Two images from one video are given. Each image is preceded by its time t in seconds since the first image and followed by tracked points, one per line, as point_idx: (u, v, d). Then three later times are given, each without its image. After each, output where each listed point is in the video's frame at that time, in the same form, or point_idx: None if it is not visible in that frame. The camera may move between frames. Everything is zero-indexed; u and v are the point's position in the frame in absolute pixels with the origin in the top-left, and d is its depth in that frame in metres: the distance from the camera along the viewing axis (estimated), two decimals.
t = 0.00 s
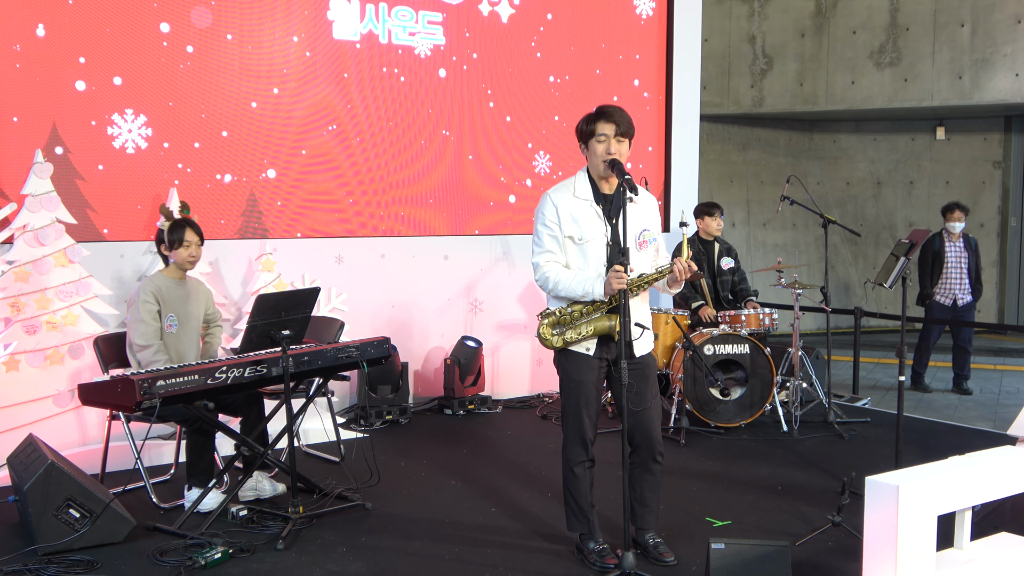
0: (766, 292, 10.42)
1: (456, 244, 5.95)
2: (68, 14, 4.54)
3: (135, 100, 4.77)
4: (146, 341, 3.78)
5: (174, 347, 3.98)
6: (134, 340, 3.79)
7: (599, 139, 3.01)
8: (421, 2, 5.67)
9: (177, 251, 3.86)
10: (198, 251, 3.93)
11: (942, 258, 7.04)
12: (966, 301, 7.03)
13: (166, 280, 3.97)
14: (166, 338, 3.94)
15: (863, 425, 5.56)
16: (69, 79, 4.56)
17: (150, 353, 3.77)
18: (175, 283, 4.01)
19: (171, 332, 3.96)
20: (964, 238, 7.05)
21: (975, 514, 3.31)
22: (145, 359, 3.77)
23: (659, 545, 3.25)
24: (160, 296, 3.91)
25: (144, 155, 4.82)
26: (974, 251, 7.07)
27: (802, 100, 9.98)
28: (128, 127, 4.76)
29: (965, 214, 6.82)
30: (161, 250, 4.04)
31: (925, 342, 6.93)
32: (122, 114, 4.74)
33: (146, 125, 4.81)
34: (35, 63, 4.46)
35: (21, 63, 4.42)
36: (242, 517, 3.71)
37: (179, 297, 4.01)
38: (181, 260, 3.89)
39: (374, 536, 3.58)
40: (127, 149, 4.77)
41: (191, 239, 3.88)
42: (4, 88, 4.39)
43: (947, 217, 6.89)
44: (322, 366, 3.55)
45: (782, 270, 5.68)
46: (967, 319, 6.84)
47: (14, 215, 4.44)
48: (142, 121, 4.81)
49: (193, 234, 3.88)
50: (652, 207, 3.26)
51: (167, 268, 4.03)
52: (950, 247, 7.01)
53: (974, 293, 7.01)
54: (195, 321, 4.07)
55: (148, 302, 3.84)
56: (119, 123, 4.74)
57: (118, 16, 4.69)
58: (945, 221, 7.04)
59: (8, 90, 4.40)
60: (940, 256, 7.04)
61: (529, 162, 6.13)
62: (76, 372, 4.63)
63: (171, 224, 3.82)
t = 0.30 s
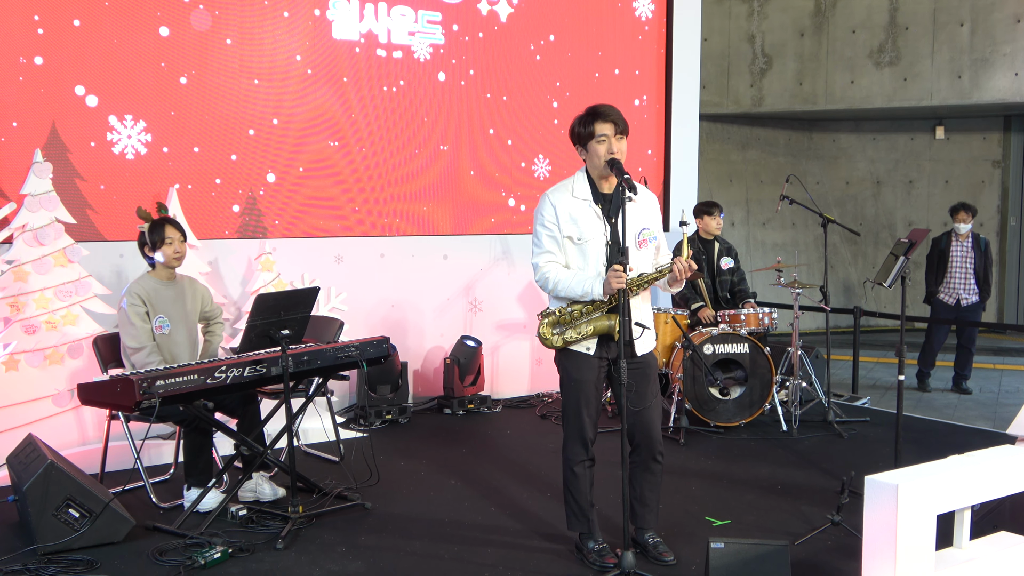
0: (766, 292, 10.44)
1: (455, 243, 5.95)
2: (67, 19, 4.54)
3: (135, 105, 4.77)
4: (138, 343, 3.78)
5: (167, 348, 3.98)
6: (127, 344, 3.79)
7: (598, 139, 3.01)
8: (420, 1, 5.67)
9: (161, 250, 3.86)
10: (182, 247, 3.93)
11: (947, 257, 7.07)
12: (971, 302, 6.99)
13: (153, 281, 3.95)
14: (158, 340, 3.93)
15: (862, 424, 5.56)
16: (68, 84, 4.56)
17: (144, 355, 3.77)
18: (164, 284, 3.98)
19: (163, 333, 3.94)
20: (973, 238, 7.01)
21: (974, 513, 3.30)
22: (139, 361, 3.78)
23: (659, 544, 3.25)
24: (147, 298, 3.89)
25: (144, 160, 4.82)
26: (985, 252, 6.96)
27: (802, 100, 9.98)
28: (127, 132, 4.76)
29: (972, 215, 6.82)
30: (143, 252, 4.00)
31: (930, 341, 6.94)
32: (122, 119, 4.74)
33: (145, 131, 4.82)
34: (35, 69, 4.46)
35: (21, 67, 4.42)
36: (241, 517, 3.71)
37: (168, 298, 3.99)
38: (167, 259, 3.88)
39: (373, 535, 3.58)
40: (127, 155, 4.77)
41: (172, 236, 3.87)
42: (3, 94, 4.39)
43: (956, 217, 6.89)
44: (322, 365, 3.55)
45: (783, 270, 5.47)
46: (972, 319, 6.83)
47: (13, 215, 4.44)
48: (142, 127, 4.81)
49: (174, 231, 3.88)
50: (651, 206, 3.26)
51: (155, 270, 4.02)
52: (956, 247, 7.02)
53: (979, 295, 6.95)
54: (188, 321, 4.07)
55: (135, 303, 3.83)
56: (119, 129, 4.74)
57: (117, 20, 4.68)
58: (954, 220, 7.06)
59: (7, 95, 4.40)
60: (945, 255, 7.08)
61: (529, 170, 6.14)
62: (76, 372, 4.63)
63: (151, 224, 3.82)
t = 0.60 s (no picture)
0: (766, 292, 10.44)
1: (455, 243, 5.95)
2: (66, 25, 4.54)
3: (134, 109, 4.77)
4: (138, 341, 3.79)
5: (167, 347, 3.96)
6: (127, 345, 3.78)
7: (595, 139, 3.01)
8: (419, 1, 5.67)
9: (154, 250, 3.86)
10: (174, 245, 3.93)
11: (946, 256, 7.09)
12: (968, 301, 6.98)
13: (149, 281, 3.95)
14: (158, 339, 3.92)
15: (862, 423, 5.56)
16: (67, 90, 4.56)
17: (145, 353, 3.78)
18: (159, 284, 3.98)
19: (162, 332, 3.92)
20: (975, 238, 6.98)
21: (973, 512, 3.28)
22: (141, 360, 3.78)
23: (658, 543, 3.25)
24: (143, 299, 3.88)
25: (144, 166, 4.82)
26: (987, 251, 6.88)
27: (801, 99, 9.98)
28: (127, 138, 4.76)
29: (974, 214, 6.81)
30: (136, 255, 3.99)
31: (932, 342, 6.96)
32: (121, 125, 4.74)
33: (145, 136, 4.81)
34: (34, 75, 4.46)
35: (20, 72, 4.43)
36: (241, 517, 3.71)
37: (163, 298, 3.98)
38: (159, 259, 3.88)
39: (373, 535, 3.58)
40: (127, 161, 4.77)
41: (163, 235, 3.87)
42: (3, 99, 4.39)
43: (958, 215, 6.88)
44: (321, 365, 3.55)
45: (781, 268, 5.56)
46: (971, 318, 6.82)
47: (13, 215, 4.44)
48: (141, 132, 4.81)
49: (165, 230, 3.88)
50: (649, 206, 3.26)
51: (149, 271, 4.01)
52: (956, 245, 7.03)
53: (977, 294, 6.92)
54: (183, 320, 4.07)
55: (131, 303, 3.82)
56: (119, 135, 4.74)
57: (116, 25, 4.68)
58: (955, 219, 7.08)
59: (6, 100, 4.40)
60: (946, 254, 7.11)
61: (530, 175, 6.15)
62: (75, 372, 4.62)
63: (141, 225, 3.82)
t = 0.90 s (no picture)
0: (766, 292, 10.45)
1: (455, 243, 5.95)
2: (66, 31, 4.55)
3: (134, 116, 4.78)
4: (141, 340, 3.79)
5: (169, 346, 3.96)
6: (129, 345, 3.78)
7: (594, 139, 3.01)
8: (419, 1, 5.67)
9: (156, 250, 3.86)
10: (176, 245, 3.92)
11: (942, 254, 7.10)
12: (962, 300, 6.98)
13: (150, 282, 3.96)
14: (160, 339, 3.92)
15: (861, 422, 5.56)
16: (67, 96, 4.57)
17: (149, 353, 3.78)
18: (160, 284, 3.98)
19: (164, 331, 3.92)
20: (970, 237, 6.95)
21: (973, 510, 3.26)
22: (144, 360, 3.79)
23: (658, 543, 3.25)
24: (144, 298, 3.88)
25: (144, 173, 4.83)
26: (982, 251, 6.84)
27: (801, 98, 9.97)
28: (127, 145, 4.77)
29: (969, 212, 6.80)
30: (138, 254, 4.00)
31: (932, 342, 7.00)
32: (121, 132, 4.75)
33: (145, 143, 4.82)
34: (35, 81, 4.47)
35: (20, 77, 4.43)
36: (240, 517, 3.71)
37: (164, 298, 3.98)
38: (160, 258, 3.88)
39: (373, 535, 3.58)
40: (126, 167, 4.77)
41: (165, 235, 3.87)
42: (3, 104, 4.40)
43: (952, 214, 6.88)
44: (321, 365, 3.56)
45: (780, 268, 5.58)
46: (967, 318, 6.81)
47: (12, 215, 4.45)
48: (141, 139, 4.81)
49: (167, 230, 3.88)
50: (647, 205, 3.27)
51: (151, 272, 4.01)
52: (952, 244, 7.03)
53: (970, 294, 6.91)
54: (183, 320, 4.07)
55: (134, 302, 3.82)
56: (119, 141, 4.74)
57: (116, 31, 4.69)
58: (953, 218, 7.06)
59: (7, 107, 4.41)
60: (941, 252, 7.12)
61: (529, 179, 6.16)
62: (75, 372, 4.62)
63: (143, 225, 3.82)
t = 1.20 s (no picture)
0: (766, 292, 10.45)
1: (454, 243, 5.96)
2: (66, 37, 4.55)
3: (134, 122, 4.79)
4: (142, 340, 3.79)
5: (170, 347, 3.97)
6: (130, 344, 3.79)
7: (594, 138, 3.01)
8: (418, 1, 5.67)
9: (159, 250, 3.86)
10: (179, 246, 3.93)
11: (934, 253, 7.11)
12: (956, 298, 6.97)
13: (153, 281, 3.96)
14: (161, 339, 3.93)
15: (861, 421, 5.57)
16: (68, 102, 4.58)
17: (150, 353, 3.79)
18: (162, 284, 3.99)
19: (166, 331, 3.94)
20: (961, 234, 7.00)
21: (973, 510, 3.21)
22: (145, 360, 3.79)
23: (658, 542, 3.25)
24: (146, 298, 3.89)
25: (144, 179, 4.83)
26: (973, 248, 6.87)
27: (801, 97, 9.98)
28: (127, 152, 4.77)
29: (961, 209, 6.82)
30: (140, 253, 4.01)
31: (931, 342, 7.03)
32: (121, 139, 4.75)
33: (144, 150, 4.82)
34: (35, 86, 4.48)
35: (20, 84, 4.44)
36: (241, 517, 3.71)
37: (166, 298, 3.99)
38: (163, 257, 3.88)
39: (373, 535, 3.59)
40: (127, 174, 4.78)
41: (169, 235, 3.87)
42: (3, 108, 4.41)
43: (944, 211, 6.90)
44: (321, 365, 3.56)
45: (779, 267, 5.55)
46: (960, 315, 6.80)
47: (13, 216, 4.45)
48: (141, 146, 4.82)
49: (170, 230, 3.88)
50: (646, 204, 3.27)
51: (153, 270, 4.02)
52: (943, 242, 7.06)
53: (964, 291, 6.91)
54: (185, 320, 4.07)
55: (135, 302, 3.83)
56: (118, 148, 4.75)
57: (115, 36, 4.69)
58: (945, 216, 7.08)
59: (7, 112, 4.42)
60: (933, 252, 7.14)
61: (528, 183, 6.17)
62: (76, 373, 4.63)
63: (146, 223, 3.83)
